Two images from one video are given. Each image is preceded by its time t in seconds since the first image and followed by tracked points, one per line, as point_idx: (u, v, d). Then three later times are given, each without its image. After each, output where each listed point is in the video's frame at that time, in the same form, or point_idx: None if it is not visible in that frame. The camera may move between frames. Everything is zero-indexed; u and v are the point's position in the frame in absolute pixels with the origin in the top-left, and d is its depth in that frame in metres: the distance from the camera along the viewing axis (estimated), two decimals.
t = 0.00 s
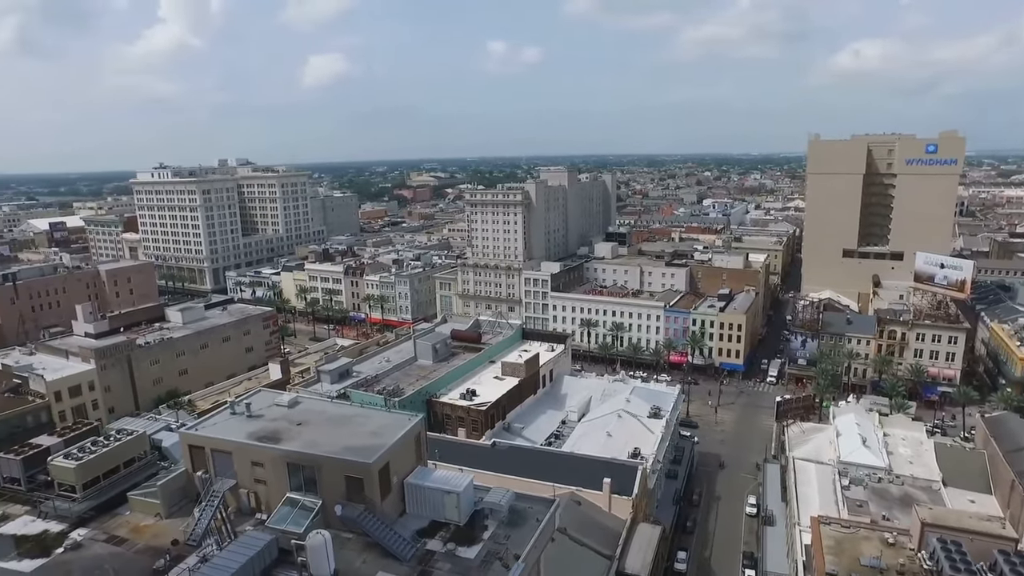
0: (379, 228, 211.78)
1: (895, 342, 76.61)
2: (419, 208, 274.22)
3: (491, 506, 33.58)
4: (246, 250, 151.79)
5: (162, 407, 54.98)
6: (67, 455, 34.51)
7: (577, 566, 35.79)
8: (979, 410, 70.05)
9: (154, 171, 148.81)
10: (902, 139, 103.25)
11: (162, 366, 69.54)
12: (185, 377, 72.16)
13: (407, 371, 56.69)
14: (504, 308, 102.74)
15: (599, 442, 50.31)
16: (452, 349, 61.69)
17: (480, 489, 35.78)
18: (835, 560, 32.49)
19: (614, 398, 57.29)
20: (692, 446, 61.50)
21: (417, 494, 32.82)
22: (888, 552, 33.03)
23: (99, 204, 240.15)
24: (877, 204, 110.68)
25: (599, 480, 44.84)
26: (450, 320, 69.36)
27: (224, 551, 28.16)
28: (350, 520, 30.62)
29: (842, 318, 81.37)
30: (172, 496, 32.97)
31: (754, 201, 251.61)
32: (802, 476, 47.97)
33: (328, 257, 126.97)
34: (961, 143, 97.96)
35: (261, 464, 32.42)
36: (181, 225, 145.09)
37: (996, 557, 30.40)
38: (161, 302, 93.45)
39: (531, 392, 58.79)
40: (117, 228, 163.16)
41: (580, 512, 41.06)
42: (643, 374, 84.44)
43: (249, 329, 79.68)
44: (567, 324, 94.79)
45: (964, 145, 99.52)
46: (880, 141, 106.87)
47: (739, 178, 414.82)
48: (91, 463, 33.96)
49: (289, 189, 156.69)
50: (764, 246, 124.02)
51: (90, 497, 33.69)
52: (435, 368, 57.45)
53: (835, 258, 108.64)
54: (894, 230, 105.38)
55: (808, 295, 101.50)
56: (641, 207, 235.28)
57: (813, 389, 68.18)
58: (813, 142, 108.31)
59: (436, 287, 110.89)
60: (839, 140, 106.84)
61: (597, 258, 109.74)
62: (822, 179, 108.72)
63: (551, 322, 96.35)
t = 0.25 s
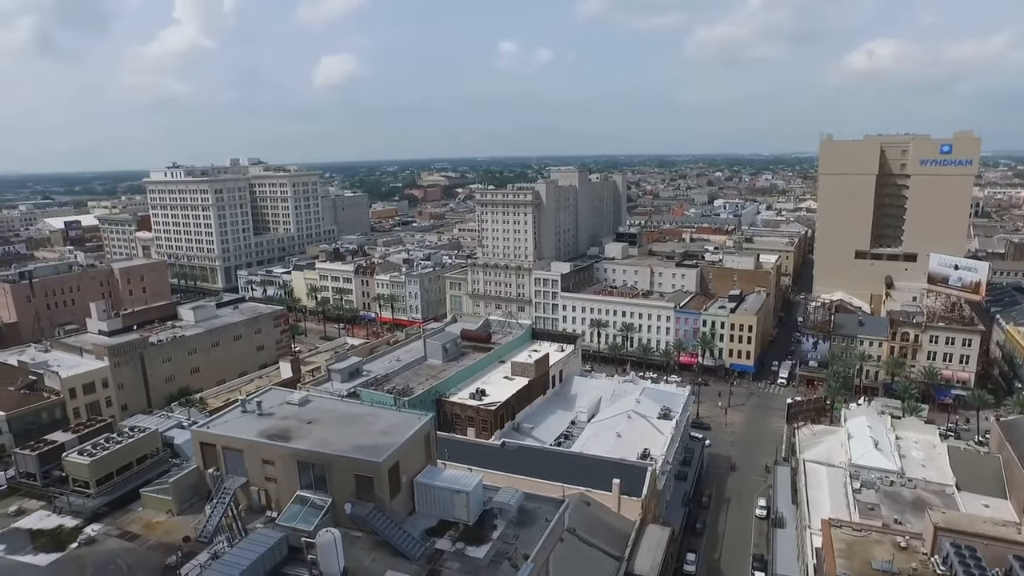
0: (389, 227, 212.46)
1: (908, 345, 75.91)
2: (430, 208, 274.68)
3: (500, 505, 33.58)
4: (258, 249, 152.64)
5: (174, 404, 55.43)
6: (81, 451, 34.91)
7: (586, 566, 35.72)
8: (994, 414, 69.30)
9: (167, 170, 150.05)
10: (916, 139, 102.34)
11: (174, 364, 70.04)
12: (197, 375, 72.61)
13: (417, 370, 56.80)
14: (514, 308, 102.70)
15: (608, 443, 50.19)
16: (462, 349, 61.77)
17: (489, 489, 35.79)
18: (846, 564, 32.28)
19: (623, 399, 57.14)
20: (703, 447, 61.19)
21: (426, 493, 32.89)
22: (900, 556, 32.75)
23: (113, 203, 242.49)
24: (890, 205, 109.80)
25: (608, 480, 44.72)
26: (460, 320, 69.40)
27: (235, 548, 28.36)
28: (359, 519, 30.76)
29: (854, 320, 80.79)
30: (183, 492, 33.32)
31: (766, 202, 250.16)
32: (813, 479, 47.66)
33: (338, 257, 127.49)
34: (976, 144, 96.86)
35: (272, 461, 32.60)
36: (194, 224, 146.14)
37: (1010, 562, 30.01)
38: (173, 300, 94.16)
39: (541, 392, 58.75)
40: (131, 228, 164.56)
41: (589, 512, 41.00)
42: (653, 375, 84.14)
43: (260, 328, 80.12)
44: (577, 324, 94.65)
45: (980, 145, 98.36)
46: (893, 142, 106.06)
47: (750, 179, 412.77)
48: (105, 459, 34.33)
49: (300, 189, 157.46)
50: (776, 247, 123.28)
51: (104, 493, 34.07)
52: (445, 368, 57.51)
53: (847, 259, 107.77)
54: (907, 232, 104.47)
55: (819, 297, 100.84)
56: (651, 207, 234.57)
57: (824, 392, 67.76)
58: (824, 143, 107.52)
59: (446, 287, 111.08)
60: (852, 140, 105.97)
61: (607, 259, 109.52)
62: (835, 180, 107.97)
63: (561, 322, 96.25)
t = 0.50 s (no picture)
0: (400, 227, 212.99)
1: (922, 347, 75.18)
2: (441, 207, 275.02)
3: (509, 506, 33.58)
4: (270, 248, 153.48)
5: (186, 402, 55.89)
6: (95, 447, 35.25)
7: (595, 568, 35.66)
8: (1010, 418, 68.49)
9: (181, 170, 151.27)
10: (931, 140, 101.39)
11: (186, 362, 70.57)
12: (209, 373, 73.11)
13: (427, 370, 56.92)
14: (524, 308, 102.67)
15: (618, 444, 50.03)
16: (473, 349, 61.82)
17: (498, 489, 35.77)
18: (858, 568, 32.02)
19: (634, 399, 57.00)
20: (713, 449, 60.93)
21: (436, 493, 32.93)
22: (914, 561, 32.45)
23: (128, 202, 244.88)
24: (904, 206, 108.87)
25: (618, 481, 44.63)
26: (470, 320, 69.47)
27: (246, 546, 28.56)
28: (369, 517, 30.88)
29: (866, 322, 79.77)
30: (195, 489, 33.62)
31: (778, 202, 248.55)
32: (825, 481, 47.29)
33: (349, 256, 127.95)
34: (993, 144, 95.66)
35: (282, 460, 32.76)
36: (206, 223, 147.16)
37: None
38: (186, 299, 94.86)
39: (551, 392, 58.71)
40: (144, 227, 166.01)
41: (599, 513, 40.92)
42: (664, 376, 83.86)
43: (272, 326, 80.55)
44: (587, 325, 94.47)
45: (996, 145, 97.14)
46: (908, 143, 105.18)
47: (765, 179, 410.15)
48: (119, 456, 34.63)
49: (312, 188, 158.19)
50: (788, 248, 122.52)
51: (117, 489, 34.41)
52: (455, 367, 57.60)
53: (860, 261, 106.79)
54: (922, 233, 103.44)
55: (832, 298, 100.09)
56: (663, 207, 233.78)
57: (837, 394, 67.24)
58: (837, 143, 106.63)
59: (456, 286, 111.20)
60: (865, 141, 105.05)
61: (618, 259, 109.21)
62: (848, 181, 107.14)
63: (571, 323, 96.12)
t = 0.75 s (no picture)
0: (410, 226, 213.48)
1: (934, 349, 74.50)
2: (450, 207, 275.20)
3: (518, 506, 33.57)
4: (280, 248, 154.22)
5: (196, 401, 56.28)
6: (108, 444, 35.55)
7: (604, 569, 35.55)
8: None
9: (193, 170, 152.44)
10: (945, 141, 100.53)
11: (197, 360, 71.02)
12: (220, 372, 73.54)
13: (436, 370, 57.00)
14: (534, 308, 102.64)
15: (627, 445, 49.93)
16: (482, 349, 61.84)
17: (507, 490, 35.76)
18: (870, 572, 31.76)
19: (643, 401, 56.84)
20: (723, 451, 60.65)
21: (445, 493, 32.97)
22: (926, 565, 32.14)
23: (141, 202, 247.00)
24: (917, 207, 108.18)
25: (627, 482, 44.53)
26: (480, 320, 69.52)
27: (255, 543, 28.72)
28: (378, 517, 30.97)
29: (878, 324, 79.44)
30: (206, 487, 33.90)
31: (789, 203, 246.99)
32: (836, 484, 46.96)
33: (359, 256, 128.34)
34: (1008, 144, 94.18)
35: (292, 459, 32.88)
36: (218, 222, 148.10)
37: None
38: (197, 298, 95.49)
39: (560, 393, 58.66)
40: (157, 226, 167.32)
41: (608, 514, 40.83)
42: (674, 377, 83.58)
43: (282, 326, 80.92)
44: (596, 325, 94.29)
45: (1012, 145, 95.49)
46: (921, 143, 104.58)
47: (776, 179, 407.95)
48: (131, 453, 34.91)
49: (322, 188, 158.90)
50: (799, 249, 121.83)
51: (130, 486, 34.72)
52: (464, 367, 57.66)
53: (872, 262, 105.95)
54: (935, 234, 102.66)
55: (843, 300, 99.41)
56: (673, 208, 233.01)
57: (848, 396, 66.74)
58: (848, 144, 105.81)
59: (466, 286, 111.30)
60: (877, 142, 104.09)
61: (628, 260, 108.91)
62: (860, 182, 106.41)
63: (581, 323, 95.98)
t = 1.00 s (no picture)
0: (425, 226, 214.15)
1: (954, 353, 73.46)
2: (465, 207, 275.65)
3: (532, 506, 33.52)
4: (295, 247, 155.25)
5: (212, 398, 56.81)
6: (127, 439, 35.97)
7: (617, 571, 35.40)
8: None
9: (210, 169, 153.96)
10: (966, 141, 99.44)
11: (213, 358, 71.66)
12: (236, 369, 74.15)
13: (450, 369, 57.10)
14: (548, 308, 102.58)
15: (641, 446, 49.73)
16: (496, 349, 61.87)
17: (521, 489, 35.75)
18: None
19: (657, 402, 56.58)
20: (737, 453, 60.22)
21: (458, 492, 33.00)
22: (946, 572, 31.67)
23: (160, 200, 249.83)
24: (937, 209, 106.84)
25: (640, 484, 44.35)
26: (494, 319, 69.54)
27: (270, 540, 28.92)
28: (392, 515, 31.08)
29: (896, 326, 78.60)
30: (222, 483, 34.22)
31: (805, 204, 244.95)
32: (853, 488, 46.46)
33: (374, 255, 128.92)
34: None
35: (307, 456, 33.08)
36: (234, 221, 149.44)
37: None
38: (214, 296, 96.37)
39: (574, 393, 58.53)
40: (174, 225, 169.17)
41: (621, 515, 40.68)
42: (688, 378, 83.15)
43: (297, 324, 81.44)
44: (610, 326, 94.01)
45: None
46: (941, 144, 103.44)
47: (792, 180, 404.92)
48: (149, 449, 35.29)
49: (337, 188, 159.77)
50: (815, 250, 120.76)
51: (147, 481, 35.13)
52: (478, 367, 57.73)
53: (890, 264, 104.85)
54: (955, 236, 101.32)
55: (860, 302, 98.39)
56: (688, 209, 231.95)
57: (865, 399, 66.03)
58: (867, 144, 104.88)
59: (480, 286, 111.45)
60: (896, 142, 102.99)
61: (643, 260, 108.49)
62: (878, 183, 105.40)
63: (595, 323, 95.77)
